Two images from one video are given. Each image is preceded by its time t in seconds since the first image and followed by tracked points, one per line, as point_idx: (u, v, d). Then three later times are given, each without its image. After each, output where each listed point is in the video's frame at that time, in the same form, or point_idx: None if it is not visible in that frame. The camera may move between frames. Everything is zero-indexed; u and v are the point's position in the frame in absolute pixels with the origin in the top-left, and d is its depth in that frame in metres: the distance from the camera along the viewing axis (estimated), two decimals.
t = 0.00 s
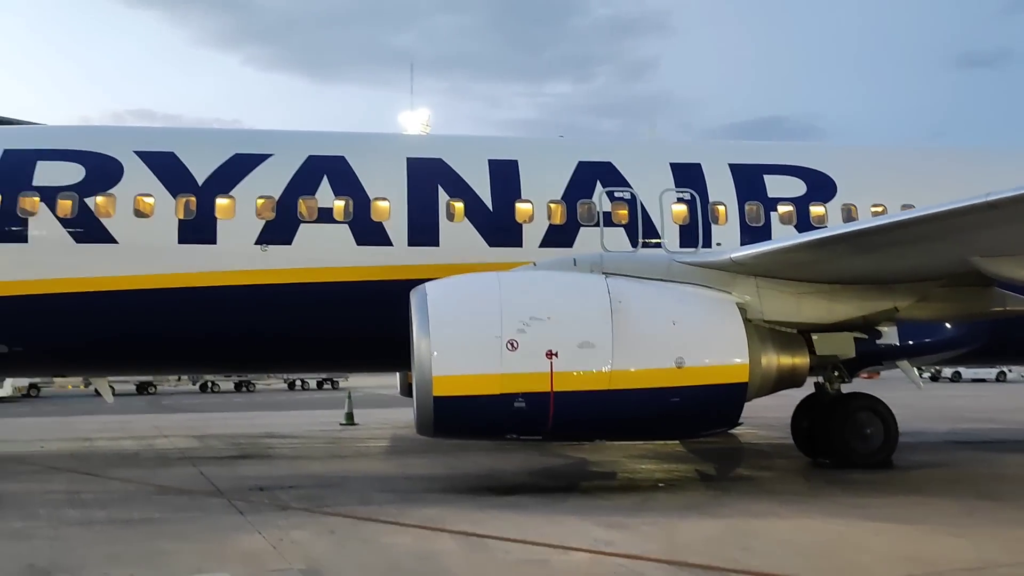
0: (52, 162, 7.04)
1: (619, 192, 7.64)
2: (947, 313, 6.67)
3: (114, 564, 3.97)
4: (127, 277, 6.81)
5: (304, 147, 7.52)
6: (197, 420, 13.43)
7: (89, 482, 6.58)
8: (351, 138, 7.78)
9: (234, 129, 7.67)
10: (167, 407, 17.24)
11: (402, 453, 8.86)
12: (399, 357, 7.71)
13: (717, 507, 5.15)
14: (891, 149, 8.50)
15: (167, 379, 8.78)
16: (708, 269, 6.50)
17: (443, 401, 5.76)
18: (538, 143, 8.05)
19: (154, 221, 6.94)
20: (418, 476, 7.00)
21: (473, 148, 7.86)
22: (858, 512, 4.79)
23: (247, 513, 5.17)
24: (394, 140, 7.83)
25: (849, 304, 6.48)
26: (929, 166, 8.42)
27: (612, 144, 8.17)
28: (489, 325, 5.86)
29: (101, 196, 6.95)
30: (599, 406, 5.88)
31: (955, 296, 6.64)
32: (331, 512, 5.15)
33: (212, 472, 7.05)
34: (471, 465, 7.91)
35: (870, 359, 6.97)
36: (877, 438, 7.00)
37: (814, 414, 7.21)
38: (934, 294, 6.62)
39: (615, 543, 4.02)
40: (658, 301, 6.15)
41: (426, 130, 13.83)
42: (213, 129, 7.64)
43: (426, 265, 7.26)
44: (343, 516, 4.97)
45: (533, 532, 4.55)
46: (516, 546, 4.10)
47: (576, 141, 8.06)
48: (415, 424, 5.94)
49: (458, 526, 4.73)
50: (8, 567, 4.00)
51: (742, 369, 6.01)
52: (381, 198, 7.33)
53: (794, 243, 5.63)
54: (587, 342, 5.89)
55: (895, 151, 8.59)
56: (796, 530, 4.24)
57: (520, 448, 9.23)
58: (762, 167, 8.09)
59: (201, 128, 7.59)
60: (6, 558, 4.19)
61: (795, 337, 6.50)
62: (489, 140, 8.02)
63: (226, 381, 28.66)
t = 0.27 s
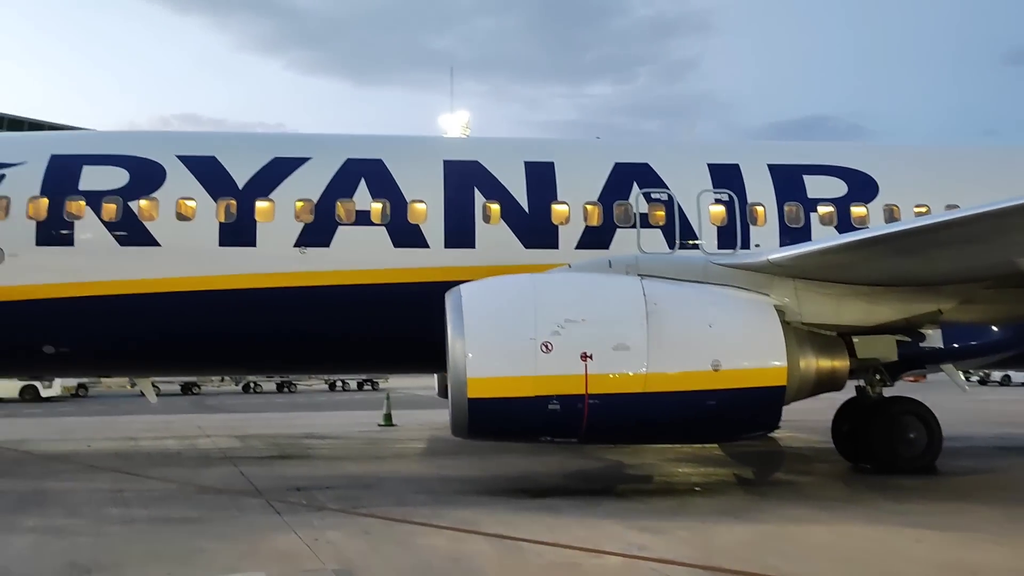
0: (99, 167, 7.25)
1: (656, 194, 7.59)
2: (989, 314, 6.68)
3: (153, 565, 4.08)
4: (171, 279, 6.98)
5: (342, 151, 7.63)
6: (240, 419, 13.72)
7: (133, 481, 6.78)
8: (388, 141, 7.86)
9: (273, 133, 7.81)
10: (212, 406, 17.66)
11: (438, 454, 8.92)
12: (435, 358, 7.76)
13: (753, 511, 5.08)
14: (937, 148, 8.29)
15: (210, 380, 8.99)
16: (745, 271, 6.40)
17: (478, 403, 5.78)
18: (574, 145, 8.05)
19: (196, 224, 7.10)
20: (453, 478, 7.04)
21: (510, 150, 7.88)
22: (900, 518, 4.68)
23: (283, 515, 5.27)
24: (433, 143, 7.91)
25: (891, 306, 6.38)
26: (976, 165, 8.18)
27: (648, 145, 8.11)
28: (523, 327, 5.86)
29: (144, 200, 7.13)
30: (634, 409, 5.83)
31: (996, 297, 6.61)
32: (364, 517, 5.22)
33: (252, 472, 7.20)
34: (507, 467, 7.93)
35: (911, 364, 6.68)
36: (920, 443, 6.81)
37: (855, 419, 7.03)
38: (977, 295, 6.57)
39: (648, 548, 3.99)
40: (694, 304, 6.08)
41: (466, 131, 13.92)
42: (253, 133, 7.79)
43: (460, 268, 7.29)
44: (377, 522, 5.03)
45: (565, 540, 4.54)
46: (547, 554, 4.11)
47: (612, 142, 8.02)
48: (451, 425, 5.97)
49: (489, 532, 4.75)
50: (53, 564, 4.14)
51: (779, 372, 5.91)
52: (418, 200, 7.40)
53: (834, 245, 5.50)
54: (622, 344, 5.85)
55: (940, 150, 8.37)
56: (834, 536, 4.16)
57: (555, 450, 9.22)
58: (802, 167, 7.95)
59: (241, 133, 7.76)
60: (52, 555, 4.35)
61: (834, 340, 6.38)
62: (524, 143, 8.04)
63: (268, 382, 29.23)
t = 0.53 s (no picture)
0: (145, 172, 7.46)
1: (696, 195, 7.51)
2: None
3: (190, 565, 4.18)
4: (215, 282, 7.15)
5: (380, 155, 7.72)
6: (282, 420, 13.97)
7: (177, 481, 6.95)
8: (426, 144, 7.93)
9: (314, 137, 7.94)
10: (256, 407, 18.03)
11: (475, 457, 8.95)
12: (473, 361, 7.80)
13: (793, 516, 4.99)
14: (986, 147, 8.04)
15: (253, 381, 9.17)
16: (785, 273, 6.29)
17: (514, 406, 5.78)
18: (610, 147, 8.01)
19: (238, 228, 7.24)
20: (490, 480, 7.06)
21: (547, 153, 7.88)
22: (947, 526, 4.54)
23: (320, 517, 5.35)
24: (471, 146, 7.96)
25: (936, 309, 6.21)
26: None
27: (686, 147, 8.03)
28: (559, 330, 5.84)
29: (188, 204, 7.31)
30: (671, 413, 5.77)
31: None
32: (398, 520, 5.26)
33: (292, 473, 7.33)
34: (544, 470, 7.91)
35: (956, 368, 6.49)
36: (967, 449, 6.58)
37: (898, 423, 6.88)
38: None
39: (683, 554, 3.95)
40: (732, 306, 5.99)
41: (506, 133, 13.98)
42: (294, 138, 7.93)
43: (497, 271, 7.30)
44: (411, 526, 5.06)
45: (599, 547, 4.50)
46: (578, 562, 4.08)
47: (650, 144, 7.96)
48: (487, 428, 5.98)
49: (522, 538, 4.74)
50: (96, 562, 4.27)
51: (820, 375, 5.80)
52: (456, 203, 7.45)
53: (878, 247, 5.36)
54: (659, 347, 5.80)
55: (990, 149, 8.12)
56: (876, 543, 4.07)
57: (592, 453, 9.18)
58: (845, 167, 7.78)
59: (282, 137, 7.90)
60: (95, 552, 4.49)
61: (877, 343, 6.23)
62: (560, 145, 8.03)
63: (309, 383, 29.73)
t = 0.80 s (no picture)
0: (191, 175, 7.67)
1: (736, 196, 7.42)
2: None
3: (229, 562, 4.29)
4: (259, 284, 7.32)
5: (420, 157, 7.80)
6: (324, 420, 14.21)
7: (221, 478, 7.13)
8: (464, 146, 7.99)
9: (355, 140, 8.07)
10: (299, 407, 18.38)
11: (514, 458, 8.97)
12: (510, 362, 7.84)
13: (834, 522, 4.90)
14: None
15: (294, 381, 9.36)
16: (826, 275, 6.18)
17: (551, 407, 5.78)
18: (649, 148, 7.97)
19: (280, 229, 7.41)
20: (527, 481, 7.08)
21: (585, 154, 7.87)
22: (996, 535, 4.42)
23: (357, 516, 5.43)
24: (507, 147, 7.97)
25: (983, 313, 6.04)
26: None
27: (725, 147, 7.95)
28: (597, 331, 5.83)
29: (232, 206, 7.49)
30: (710, 416, 5.71)
31: None
32: (433, 521, 5.30)
33: (332, 472, 7.46)
34: (581, 471, 7.90)
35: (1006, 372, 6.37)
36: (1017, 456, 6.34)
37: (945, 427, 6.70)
38: None
39: (720, 560, 3.92)
40: (772, 309, 5.90)
41: (546, 135, 14.02)
42: (335, 141, 8.07)
43: (534, 272, 7.32)
44: (446, 527, 5.10)
45: (634, 551, 4.48)
46: (612, 565, 4.07)
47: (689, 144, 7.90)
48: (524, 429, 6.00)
49: (557, 540, 4.73)
50: (140, 557, 4.41)
51: (863, 379, 5.69)
52: (494, 205, 7.49)
53: (923, 248, 5.24)
54: (697, 349, 5.75)
55: None
56: (921, 551, 3.98)
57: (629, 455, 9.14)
58: (889, 168, 7.62)
59: (323, 140, 8.05)
60: (139, 548, 4.63)
61: (922, 347, 6.08)
62: (598, 146, 8.01)
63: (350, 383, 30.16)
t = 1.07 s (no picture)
0: (235, 177, 7.87)
1: (779, 196, 7.31)
2: None
3: (269, 558, 4.40)
4: (302, 283, 7.47)
5: (459, 158, 7.87)
6: (366, 419, 14.42)
7: (265, 475, 7.31)
8: (503, 147, 8.04)
9: (395, 141, 8.18)
10: (341, 405, 18.69)
11: (552, 458, 8.98)
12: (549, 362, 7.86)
13: (877, 526, 4.81)
14: None
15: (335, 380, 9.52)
16: (870, 275, 6.05)
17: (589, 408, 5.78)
18: (689, 148, 7.90)
19: (322, 230, 7.55)
20: (566, 482, 7.09)
21: (625, 154, 7.84)
22: None
23: (395, 515, 5.50)
24: (549, 147, 8.01)
25: None
26: None
27: (767, 146, 7.84)
28: (635, 332, 5.81)
29: (275, 206, 7.66)
30: (750, 418, 5.64)
31: None
32: (470, 520, 5.35)
33: (372, 470, 7.58)
34: (620, 472, 7.88)
35: None
36: None
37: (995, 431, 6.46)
38: None
39: (757, 566, 3.89)
40: (814, 309, 5.81)
41: (588, 134, 13.99)
42: (376, 142, 8.19)
43: (573, 272, 7.32)
44: (483, 527, 5.14)
45: (672, 553, 4.46)
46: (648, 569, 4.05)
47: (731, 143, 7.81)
48: (563, 429, 6.00)
49: (594, 541, 4.74)
50: (184, 552, 4.55)
51: (909, 382, 5.56)
52: (534, 205, 7.52)
53: (971, 248, 5.10)
54: (737, 350, 5.68)
55: None
56: (967, 560, 3.89)
57: (669, 457, 9.07)
58: (937, 166, 7.44)
59: (364, 142, 8.17)
60: (185, 542, 4.79)
61: (970, 349, 5.92)
62: (637, 145, 7.97)
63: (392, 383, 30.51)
